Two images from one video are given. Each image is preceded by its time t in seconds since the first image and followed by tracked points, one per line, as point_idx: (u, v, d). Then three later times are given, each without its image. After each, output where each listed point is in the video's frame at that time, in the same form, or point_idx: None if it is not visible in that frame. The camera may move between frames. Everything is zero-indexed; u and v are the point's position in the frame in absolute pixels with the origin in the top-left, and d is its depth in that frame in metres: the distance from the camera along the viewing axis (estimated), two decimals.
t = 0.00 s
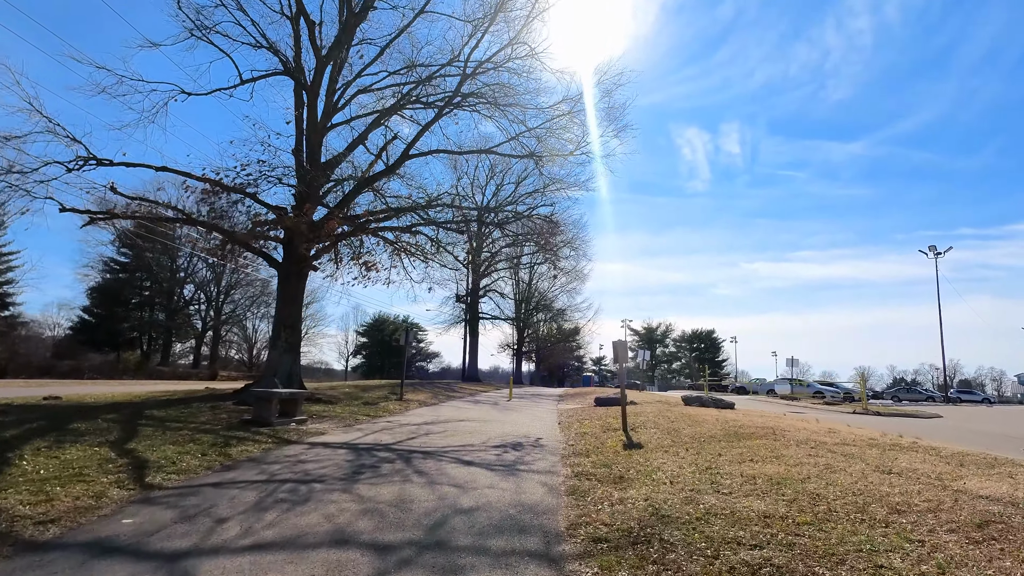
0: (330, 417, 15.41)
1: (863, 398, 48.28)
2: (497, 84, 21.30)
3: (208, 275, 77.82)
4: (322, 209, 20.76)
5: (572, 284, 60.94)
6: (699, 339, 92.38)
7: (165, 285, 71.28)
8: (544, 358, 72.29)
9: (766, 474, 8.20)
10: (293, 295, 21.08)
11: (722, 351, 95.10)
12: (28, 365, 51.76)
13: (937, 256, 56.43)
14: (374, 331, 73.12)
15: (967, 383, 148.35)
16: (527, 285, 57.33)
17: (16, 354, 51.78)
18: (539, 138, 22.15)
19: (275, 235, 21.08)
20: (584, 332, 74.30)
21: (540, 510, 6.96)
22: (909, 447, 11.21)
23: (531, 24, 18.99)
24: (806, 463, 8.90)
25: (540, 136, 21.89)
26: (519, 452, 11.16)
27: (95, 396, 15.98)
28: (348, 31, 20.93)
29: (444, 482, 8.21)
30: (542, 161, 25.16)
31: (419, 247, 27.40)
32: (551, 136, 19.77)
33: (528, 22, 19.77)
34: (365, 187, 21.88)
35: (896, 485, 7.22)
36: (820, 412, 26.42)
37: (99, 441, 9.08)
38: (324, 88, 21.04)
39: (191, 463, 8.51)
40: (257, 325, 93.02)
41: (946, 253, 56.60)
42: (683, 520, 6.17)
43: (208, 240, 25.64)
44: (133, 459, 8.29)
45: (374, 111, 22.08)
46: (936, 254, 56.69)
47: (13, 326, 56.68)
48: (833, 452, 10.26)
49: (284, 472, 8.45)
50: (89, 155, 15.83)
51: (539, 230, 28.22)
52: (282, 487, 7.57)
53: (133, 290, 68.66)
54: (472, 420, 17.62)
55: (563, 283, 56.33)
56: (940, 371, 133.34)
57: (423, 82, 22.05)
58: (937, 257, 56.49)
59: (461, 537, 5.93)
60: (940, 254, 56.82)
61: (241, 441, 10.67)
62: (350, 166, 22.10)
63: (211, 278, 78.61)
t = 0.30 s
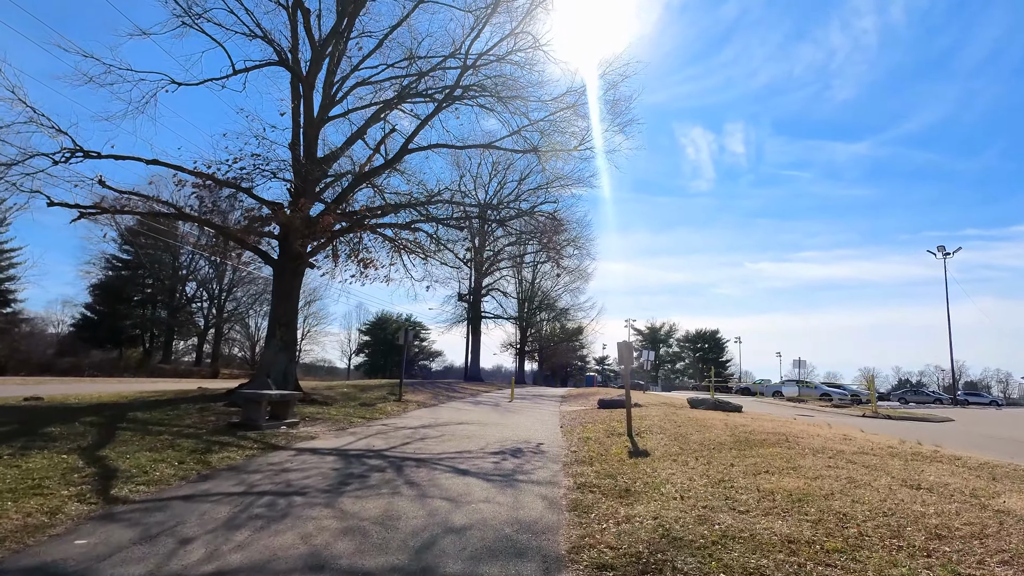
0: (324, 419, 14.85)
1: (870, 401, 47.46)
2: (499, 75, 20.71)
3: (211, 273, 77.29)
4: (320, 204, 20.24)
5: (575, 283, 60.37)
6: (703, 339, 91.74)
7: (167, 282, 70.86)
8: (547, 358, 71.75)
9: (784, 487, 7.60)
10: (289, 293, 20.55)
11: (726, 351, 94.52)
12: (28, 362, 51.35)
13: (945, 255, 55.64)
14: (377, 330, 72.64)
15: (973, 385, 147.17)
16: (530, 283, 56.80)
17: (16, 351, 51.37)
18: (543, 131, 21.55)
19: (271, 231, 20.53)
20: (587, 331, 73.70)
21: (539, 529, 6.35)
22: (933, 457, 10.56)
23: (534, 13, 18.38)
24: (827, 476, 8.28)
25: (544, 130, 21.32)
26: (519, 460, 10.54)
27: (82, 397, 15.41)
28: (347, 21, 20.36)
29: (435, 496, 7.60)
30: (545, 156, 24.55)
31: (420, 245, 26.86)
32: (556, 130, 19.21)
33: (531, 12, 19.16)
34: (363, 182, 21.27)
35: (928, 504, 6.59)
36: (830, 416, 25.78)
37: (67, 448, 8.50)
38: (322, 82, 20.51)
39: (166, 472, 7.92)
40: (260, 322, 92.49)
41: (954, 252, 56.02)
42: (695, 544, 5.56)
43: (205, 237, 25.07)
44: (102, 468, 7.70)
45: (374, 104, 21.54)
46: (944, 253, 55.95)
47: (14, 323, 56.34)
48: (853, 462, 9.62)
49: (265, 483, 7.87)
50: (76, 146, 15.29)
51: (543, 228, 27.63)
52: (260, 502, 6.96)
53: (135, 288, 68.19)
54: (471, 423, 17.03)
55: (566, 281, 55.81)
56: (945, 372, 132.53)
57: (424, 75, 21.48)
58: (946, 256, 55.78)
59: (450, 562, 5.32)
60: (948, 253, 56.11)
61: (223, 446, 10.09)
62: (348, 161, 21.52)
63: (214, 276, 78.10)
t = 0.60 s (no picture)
0: (319, 419, 14.27)
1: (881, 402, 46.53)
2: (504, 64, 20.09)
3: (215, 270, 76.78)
4: (318, 196, 19.67)
5: (580, 281, 59.70)
6: (709, 338, 90.81)
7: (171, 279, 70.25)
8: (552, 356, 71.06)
9: (811, 495, 6.96)
10: (287, 287, 20.00)
11: (732, 351, 93.58)
12: (30, 358, 50.93)
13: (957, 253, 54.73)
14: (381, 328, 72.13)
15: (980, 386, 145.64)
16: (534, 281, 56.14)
17: (17, 347, 50.96)
18: (548, 123, 20.92)
19: (269, 224, 19.97)
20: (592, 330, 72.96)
21: (543, 543, 5.73)
22: (965, 462, 9.87)
23: None
24: (855, 483, 7.64)
25: (549, 121, 20.69)
26: (521, 463, 9.92)
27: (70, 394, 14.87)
28: (346, 8, 19.78)
29: (430, 503, 6.98)
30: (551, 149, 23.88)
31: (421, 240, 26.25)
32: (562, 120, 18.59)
33: None
34: (363, 174, 20.69)
35: (975, 516, 5.95)
36: (843, 416, 25.05)
37: (38, 449, 7.92)
38: (321, 71, 19.94)
39: (141, 476, 7.35)
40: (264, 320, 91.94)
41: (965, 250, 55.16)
42: (718, 562, 4.93)
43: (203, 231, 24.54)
44: (72, 471, 7.13)
45: (374, 94, 20.96)
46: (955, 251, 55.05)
47: (16, 319, 56.07)
48: (880, 468, 8.96)
49: (248, 488, 7.29)
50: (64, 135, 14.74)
51: (548, 223, 26.97)
52: (238, 509, 6.38)
53: (139, 284, 67.77)
54: (473, 423, 16.40)
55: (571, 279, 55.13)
56: (953, 373, 131.16)
57: (426, 64, 20.87)
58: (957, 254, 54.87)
59: None
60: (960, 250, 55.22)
61: (208, 447, 9.49)
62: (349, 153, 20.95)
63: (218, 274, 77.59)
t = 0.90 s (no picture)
0: (315, 423, 13.69)
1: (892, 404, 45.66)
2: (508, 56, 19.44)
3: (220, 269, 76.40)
4: (317, 193, 19.09)
5: (585, 281, 59.09)
6: (714, 339, 90.02)
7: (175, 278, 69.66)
8: (557, 356, 70.44)
9: (844, 515, 6.31)
10: (285, 285, 19.46)
11: (738, 351, 92.71)
12: (33, 357, 50.55)
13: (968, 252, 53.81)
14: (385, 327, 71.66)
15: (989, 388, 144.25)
16: (539, 280, 55.51)
17: (21, 346, 50.66)
18: (554, 116, 20.26)
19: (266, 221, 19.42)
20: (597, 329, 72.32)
21: (547, 572, 5.10)
22: (1002, 474, 9.18)
23: None
24: (890, 500, 6.98)
25: (555, 114, 20.02)
26: (525, 474, 9.29)
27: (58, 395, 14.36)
28: None
29: (425, 521, 6.37)
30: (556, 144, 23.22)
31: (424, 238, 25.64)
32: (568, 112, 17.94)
33: None
34: (363, 169, 20.11)
35: None
36: (857, 420, 24.33)
37: (6, 459, 7.36)
38: (319, 64, 19.34)
39: (112, 489, 6.76)
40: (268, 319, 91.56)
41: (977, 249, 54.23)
42: None
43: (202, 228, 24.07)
44: (37, 485, 6.56)
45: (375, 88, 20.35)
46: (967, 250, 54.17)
47: (20, 317, 55.83)
48: (912, 482, 8.29)
49: (228, 503, 6.70)
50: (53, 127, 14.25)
51: (553, 221, 26.28)
52: (213, 528, 5.78)
53: (144, 283, 67.43)
54: (475, 427, 15.76)
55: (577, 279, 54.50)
56: (962, 374, 129.80)
57: (428, 56, 20.25)
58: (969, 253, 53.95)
59: None
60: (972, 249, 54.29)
61: (192, 456, 8.91)
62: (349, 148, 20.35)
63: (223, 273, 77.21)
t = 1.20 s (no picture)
0: (308, 425, 13.12)
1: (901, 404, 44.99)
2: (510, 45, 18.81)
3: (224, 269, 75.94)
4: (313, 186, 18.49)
5: (590, 279, 58.58)
6: (720, 338, 89.39)
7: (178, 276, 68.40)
8: (561, 356, 69.91)
9: (883, 531, 5.65)
10: (282, 281, 18.90)
11: (743, 351, 92.05)
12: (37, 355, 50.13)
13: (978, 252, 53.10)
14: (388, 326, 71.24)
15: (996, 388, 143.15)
16: (543, 279, 54.98)
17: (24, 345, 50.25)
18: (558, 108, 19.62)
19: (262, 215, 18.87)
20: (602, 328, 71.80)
21: None
22: None
23: None
24: (929, 513, 6.32)
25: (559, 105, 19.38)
26: (527, 481, 8.67)
27: (43, 394, 13.82)
28: None
29: (415, 537, 5.76)
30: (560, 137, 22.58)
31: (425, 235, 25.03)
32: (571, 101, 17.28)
33: None
34: (361, 163, 19.53)
35: None
36: (869, 421, 23.75)
37: None
38: (315, 54, 18.74)
39: (75, 500, 6.15)
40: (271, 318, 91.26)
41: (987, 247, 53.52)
42: None
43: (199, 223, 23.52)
44: None
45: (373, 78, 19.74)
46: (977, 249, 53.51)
47: (23, 316, 55.44)
48: (948, 492, 7.63)
49: (201, 516, 6.09)
50: (39, 116, 13.70)
51: (557, 217, 25.60)
52: (179, 545, 5.18)
53: (147, 282, 67.00)
54: (476, 429, 15.17)
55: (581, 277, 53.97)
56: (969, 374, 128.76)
57: (428, 46, 19.62)
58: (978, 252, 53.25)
59: None
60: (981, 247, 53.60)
61: (171, 461, 8.33)
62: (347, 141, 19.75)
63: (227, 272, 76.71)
